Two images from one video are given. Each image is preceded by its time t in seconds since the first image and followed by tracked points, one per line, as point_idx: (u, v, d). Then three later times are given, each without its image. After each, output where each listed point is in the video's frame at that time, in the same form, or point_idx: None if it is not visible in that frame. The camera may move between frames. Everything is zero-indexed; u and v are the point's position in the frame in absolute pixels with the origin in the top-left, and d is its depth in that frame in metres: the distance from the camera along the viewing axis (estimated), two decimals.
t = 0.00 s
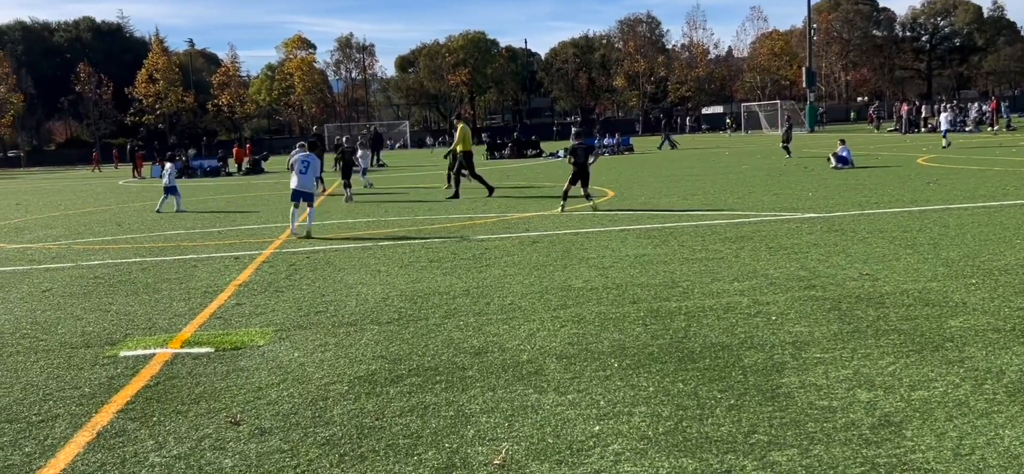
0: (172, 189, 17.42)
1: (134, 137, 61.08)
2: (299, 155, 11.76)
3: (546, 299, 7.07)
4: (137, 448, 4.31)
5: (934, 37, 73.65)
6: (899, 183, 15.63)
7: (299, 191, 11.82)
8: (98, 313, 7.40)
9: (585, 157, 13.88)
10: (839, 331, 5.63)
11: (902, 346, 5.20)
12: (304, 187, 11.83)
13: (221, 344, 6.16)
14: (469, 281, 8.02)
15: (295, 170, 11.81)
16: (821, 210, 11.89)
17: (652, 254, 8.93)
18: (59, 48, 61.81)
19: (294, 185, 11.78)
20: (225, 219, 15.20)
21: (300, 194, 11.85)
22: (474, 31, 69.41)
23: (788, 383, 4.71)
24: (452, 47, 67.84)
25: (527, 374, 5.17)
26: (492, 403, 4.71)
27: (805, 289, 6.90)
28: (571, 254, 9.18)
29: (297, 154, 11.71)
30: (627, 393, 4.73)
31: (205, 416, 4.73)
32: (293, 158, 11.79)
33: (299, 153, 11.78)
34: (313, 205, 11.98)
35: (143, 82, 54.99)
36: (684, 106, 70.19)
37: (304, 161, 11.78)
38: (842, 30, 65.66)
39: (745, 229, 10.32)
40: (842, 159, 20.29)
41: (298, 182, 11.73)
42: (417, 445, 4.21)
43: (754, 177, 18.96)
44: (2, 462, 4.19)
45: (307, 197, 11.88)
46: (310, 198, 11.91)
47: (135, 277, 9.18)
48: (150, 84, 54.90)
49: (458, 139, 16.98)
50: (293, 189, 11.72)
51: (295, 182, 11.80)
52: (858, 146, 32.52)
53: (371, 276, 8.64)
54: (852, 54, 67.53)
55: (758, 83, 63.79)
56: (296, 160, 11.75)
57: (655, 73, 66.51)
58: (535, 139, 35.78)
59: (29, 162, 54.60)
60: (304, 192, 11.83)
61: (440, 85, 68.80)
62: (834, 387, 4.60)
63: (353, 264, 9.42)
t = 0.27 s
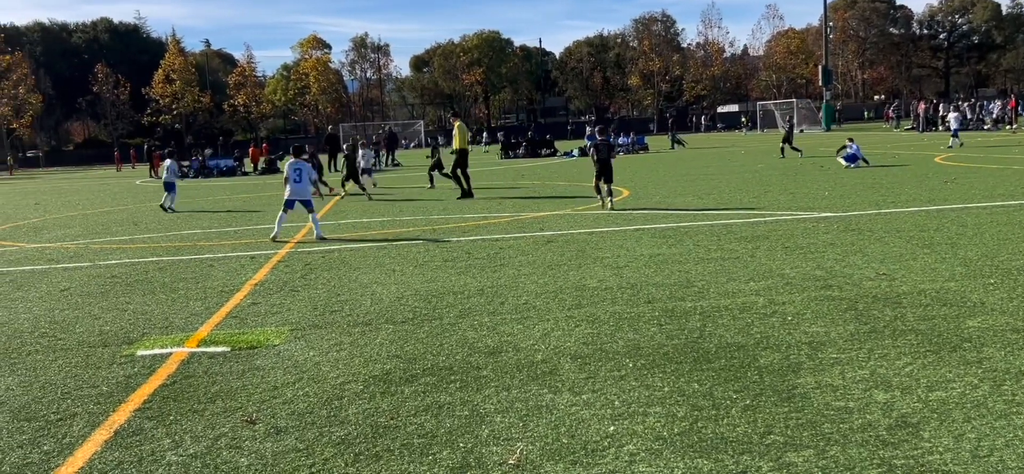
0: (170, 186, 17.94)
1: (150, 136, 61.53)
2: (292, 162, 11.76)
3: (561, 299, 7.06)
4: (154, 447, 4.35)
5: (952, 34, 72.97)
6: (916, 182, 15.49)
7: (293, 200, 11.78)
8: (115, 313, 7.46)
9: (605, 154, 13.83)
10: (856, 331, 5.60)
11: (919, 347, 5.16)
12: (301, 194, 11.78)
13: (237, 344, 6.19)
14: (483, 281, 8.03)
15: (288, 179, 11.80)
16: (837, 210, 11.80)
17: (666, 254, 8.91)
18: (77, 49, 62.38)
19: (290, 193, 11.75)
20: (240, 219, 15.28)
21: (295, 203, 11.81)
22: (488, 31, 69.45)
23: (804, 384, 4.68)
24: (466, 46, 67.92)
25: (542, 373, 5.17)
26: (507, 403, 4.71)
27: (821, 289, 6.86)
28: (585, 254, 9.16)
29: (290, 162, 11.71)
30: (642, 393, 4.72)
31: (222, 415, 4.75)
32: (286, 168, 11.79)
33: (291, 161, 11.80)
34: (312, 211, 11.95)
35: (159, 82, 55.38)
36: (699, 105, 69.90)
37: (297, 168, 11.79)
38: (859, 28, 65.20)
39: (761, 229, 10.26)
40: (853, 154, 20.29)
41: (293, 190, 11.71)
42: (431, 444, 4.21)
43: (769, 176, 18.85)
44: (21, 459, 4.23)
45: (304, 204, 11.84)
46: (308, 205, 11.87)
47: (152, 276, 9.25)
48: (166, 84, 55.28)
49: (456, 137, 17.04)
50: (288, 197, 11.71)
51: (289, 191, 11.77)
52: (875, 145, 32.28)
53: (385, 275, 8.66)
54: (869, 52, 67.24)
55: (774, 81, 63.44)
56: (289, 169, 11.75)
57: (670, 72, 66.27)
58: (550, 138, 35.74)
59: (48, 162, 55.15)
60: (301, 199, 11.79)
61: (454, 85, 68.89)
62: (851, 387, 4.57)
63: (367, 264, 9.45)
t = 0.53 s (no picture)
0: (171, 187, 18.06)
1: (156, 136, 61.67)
2: (285, 164, 11.74)
3: (566, 299, 7.06)
4: (161, 447, 4.36)
5: (959, 33, 72.77)
6: (922, 182, 15.44)
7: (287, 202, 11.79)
8: (122, 313, 7.48)
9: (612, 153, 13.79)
10: (863, 331, 5.58)
11: (926, 348, 5.14)
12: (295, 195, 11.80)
13: (243, 344, 6.20)
14: (488, 281, 8.03)
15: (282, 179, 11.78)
16: (843, 210, 11.77)
17: (671, 254, 8.89)
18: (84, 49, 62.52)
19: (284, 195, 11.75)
20: (246, 219, 15.31)
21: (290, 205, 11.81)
22: (494, 31, 69.47)
23: (811, 384, 4.67)
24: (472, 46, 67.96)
25: (547, 374, 5.17)
26: (512, 403, 4.71)
27: (828, 289, 6.83)
28: (590, 254, 9.16)
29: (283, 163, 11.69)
30: (647, 394, 4.71)
31: (228, 415, 4.77)
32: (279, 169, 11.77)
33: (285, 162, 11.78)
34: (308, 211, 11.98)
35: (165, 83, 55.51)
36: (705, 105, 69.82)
37: (290, 169, 11.78)
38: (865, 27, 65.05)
39: (767, 229, 10.24)
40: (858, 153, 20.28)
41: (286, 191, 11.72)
42: (437, 445, 4.22)
43: (775, 177, 18.81)
44: (29, 459, 4.25)
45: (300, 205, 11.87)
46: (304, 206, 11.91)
47: (158, 276, 9.27)
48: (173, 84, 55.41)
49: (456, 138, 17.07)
50: (282, 198, 11.71)
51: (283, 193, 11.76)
52: (881, 144, 32.20)
53: (391, 276, 8.66)
54: (875, 51, 67.06)
55: (780, 81, 63.32)
56: (283, 171, 11.73)
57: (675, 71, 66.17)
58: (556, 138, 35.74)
59: (55, 162, 55.32)
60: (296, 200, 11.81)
61: (459, 85, 68.94)
62: (858, 388, 4.56)
63: (372, 264, 9.46)
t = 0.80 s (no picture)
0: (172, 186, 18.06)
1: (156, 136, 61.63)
2: (285, 164, 11.72)
3: (566, 299, 7.07)
4: (161, 447, 4.36)
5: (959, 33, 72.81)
6: (923, 181, 15.45)
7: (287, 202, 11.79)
8: (122, 313, 7.47)
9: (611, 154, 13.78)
10: (863, 331, 5.58)
11: (926, 348, 5.14)
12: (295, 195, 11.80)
13: (243, 344, 6.20)
14: (488, 281, 8.03)
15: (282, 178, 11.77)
16: (843, 210, 11.77)
17: (671, 254, 8.89)
18: (84, 49, 62.50)
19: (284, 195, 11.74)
20: (246, 219, 15.31)
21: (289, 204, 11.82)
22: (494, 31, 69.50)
23: (811, 384, 4.67)
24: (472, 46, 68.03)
25: (547, 374, 5.17)
26: (512, 403, 4.70)
27: (827, 289, 6.84)
28: (590, 254, 9.16)
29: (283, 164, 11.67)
30: (647, 394, 4.71)
31: (228, 415, 4.77)
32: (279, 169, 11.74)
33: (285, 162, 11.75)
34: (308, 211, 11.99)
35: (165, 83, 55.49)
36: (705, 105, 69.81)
37: (290, 169, 11.76)
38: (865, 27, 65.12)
39: (767, 228, 10.25)
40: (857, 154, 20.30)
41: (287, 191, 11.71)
42: (438, 445, 4.22)
43: (775, 177, 18.81)
44: (28, 459, 4.25)
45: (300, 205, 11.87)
46: (304, 205, 11.93)
47: (158, 276, 9.27)
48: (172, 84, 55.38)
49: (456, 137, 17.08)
50: (282, 198, 11.71)
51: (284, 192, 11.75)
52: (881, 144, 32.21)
53: (391, 276, 8.66)
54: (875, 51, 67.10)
55: (780, 81, 63.33)
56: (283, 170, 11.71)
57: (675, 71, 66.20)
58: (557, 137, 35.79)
59: (55, 161, 55.25)
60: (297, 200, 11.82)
61: (460, 84, 68.98)
62: (858, 388, 4.55)
63: (372, 264, 9.45)
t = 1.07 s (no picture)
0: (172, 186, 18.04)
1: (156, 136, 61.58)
2: (284, 163, 11.70)
3: (566, 299, 7.07)
4: (161, 447, 4.36)
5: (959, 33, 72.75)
6: (923, 182, 15.43)
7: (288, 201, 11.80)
8: (122, 313, 7.48)
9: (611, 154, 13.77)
10: (862, 331, 5.59)
11: (927, 348, 5.13)
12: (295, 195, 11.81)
13: (243, 344, 6.20)
14: (488, 281, 8.02)
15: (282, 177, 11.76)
16: (844, 209, 11.76)
17: (671, 254, 8.89)
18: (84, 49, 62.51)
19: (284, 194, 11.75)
20: (247, 219, 15.30)
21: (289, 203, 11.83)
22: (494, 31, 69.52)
23: (811, 384, 4.68)
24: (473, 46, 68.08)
25: (548, 374, 5.17)
26: (513, 403, 4.70)
27: (828, 289, 6.83)
28: (591, 254, 9.17)
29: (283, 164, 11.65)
30: (647, 393, 4.72)
31: (228, 415, 4.76)
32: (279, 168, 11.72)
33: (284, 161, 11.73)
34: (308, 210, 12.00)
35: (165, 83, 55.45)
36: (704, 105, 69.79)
37: (289, 168, 11.74)
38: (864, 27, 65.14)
39: (767, 228, 10.25)
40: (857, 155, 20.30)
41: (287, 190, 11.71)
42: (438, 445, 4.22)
43: (775, 177, 18.80)
44: (28, 459, 4.25)
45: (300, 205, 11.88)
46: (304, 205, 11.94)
47: (158, 277, 9.26)
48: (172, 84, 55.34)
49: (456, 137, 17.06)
50: (282, 198, 11.72)
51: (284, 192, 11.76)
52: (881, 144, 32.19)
53: (391, 276, 8.66)
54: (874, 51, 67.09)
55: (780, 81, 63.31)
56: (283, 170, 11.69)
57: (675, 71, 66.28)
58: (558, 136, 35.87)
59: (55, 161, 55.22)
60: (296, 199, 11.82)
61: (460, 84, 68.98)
62: (857, 388, 4.56)
63: (372, 264, 9.44)
